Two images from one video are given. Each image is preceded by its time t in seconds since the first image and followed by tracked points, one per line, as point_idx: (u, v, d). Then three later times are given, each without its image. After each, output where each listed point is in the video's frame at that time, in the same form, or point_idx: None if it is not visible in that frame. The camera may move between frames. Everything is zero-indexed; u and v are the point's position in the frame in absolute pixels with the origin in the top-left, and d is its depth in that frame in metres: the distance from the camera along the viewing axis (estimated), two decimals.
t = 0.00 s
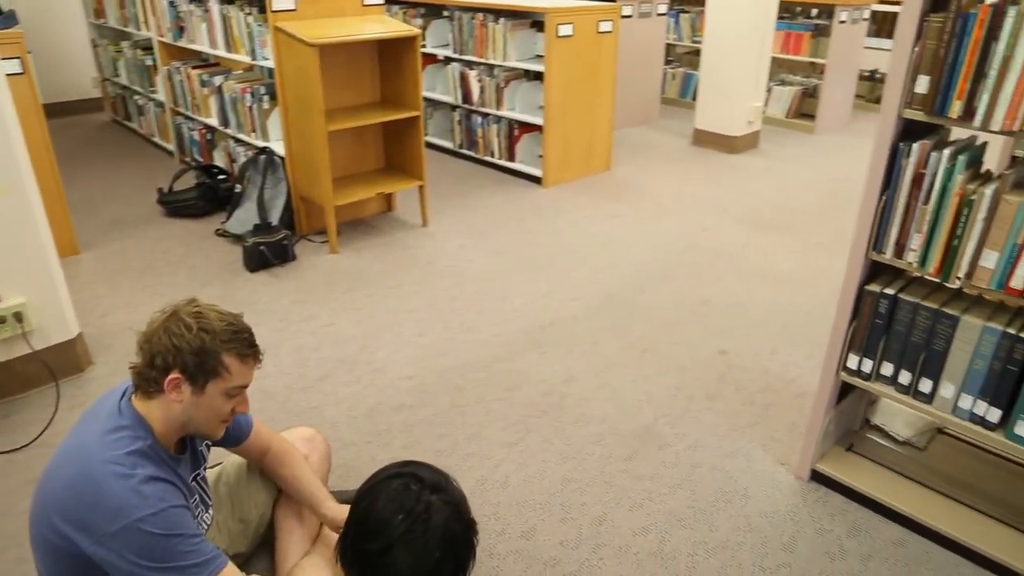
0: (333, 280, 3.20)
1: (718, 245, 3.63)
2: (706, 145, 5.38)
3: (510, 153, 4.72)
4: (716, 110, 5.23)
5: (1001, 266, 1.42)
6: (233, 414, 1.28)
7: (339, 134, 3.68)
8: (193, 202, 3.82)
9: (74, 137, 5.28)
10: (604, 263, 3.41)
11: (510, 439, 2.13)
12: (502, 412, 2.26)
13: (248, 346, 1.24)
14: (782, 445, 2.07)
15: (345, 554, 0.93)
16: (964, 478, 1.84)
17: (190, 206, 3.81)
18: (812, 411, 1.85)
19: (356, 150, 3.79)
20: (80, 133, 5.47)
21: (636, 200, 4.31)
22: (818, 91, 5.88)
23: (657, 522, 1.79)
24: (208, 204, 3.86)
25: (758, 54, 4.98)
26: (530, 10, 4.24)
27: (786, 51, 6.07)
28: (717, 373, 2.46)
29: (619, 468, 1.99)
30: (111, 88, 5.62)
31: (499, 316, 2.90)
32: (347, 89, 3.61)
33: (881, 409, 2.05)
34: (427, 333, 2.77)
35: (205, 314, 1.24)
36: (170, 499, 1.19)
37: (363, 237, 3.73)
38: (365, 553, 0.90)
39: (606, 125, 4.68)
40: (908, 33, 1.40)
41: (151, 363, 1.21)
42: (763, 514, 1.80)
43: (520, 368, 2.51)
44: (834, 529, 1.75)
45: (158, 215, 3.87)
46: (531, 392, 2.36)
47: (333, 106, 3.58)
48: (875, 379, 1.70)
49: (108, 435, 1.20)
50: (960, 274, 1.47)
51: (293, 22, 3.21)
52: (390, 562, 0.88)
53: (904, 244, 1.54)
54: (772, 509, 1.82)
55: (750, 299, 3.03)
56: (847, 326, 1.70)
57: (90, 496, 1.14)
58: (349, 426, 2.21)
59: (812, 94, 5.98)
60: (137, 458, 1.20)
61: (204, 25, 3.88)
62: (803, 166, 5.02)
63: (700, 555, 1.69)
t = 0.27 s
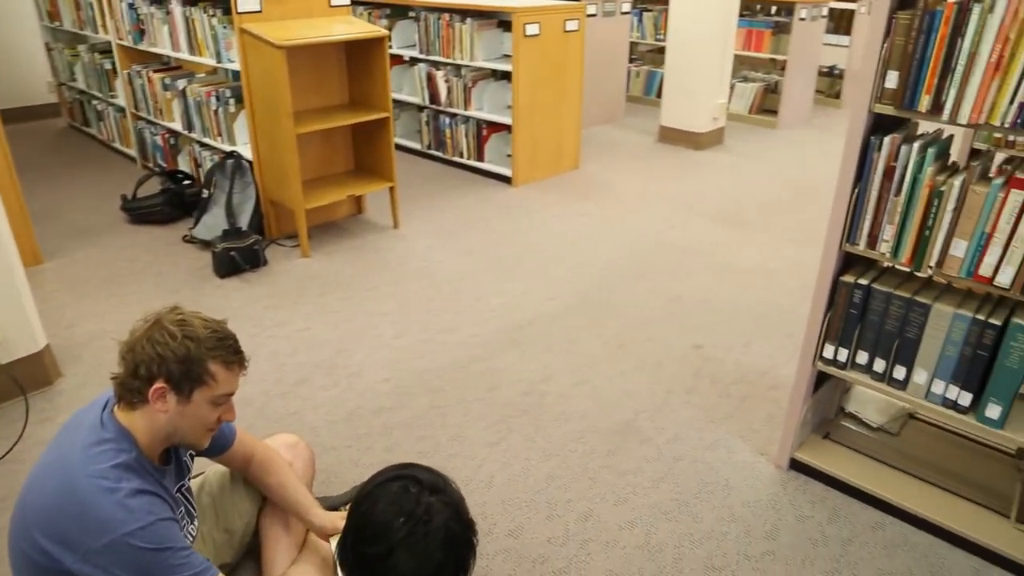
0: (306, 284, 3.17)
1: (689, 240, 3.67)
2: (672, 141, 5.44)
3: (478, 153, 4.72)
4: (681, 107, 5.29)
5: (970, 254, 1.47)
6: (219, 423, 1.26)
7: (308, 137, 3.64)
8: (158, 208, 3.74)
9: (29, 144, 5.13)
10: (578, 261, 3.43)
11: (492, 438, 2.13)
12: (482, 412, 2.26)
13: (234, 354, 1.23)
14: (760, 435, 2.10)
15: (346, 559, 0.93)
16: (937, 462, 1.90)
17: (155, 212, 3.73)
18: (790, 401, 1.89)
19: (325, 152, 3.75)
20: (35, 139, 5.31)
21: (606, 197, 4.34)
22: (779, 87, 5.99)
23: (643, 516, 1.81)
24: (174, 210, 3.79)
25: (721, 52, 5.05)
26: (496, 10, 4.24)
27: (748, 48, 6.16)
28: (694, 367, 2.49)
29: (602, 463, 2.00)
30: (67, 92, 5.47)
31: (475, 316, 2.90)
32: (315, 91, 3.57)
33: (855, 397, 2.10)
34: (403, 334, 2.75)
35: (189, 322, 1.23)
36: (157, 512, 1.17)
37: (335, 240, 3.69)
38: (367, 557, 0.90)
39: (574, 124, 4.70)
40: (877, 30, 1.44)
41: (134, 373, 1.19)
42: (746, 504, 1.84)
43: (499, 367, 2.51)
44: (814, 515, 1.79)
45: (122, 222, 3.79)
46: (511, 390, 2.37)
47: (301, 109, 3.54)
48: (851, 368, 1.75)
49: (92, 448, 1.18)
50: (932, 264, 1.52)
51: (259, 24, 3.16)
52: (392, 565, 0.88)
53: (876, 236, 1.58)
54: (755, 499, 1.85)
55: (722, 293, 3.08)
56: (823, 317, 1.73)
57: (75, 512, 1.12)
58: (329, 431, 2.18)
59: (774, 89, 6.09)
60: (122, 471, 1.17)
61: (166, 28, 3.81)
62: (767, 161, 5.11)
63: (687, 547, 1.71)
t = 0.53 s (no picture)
0: (292, 287, 3.15)
1: (673, 237, 3.71)
2: (653, 139, 5.48)
3: (461, 153, 4.72)
4: (662, 105, 5.33)
5: (954, 245, 1.50)
6: (219, 427, 1.26)
7: (291, 138, 3.62)
8: (140, 213, 3.70)
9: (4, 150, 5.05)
10: (564, 259, 3.45)
11: (486, 437, 2.14)
12: (475, 411, 2.27)
13: (234, 358, 1.23)
14: (751, 428, 2.13)
15: (358, 559, 0.93)
16: (923, 449, 1.94)
17: (136, 217, 3.69)
18: (780, 392, 1.91)
19: (308, 154, 3.73)
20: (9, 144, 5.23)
21: (590, 196, 4.37)
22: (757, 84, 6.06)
23: (638, 510, 1.83)
24: (155, 215, 3.75)
25: (700, 50, 5.10)
26: (477, 10, 4.25)
27: (725, 46, 6.23)
28: (683, 362, 2.51)
29: (596, 459, 2.02)
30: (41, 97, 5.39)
31: (464, 316, 2.90)
32: (298, 93, 3.56)
33: (842, 388, 2.13)
34: (393, 335, 2.75)
35: (189, 326, 1.23)
36: (160, 521, 1.17)
37: (320, 242, 3.68)
38: (379, 557, 0.90)
39: (557, 123, 4.72)
40: (861, 27, 1.47)
41: (134, 379, 1.19)
42: (739, 495, 1.86)
43: (490, 366, 2.52)
44: (806, 505, 1.82)
45: (103, 228, 3.74)
46: (503, 389, 2.38)
47: (284, 111, 3.52)
48: (839, 359, 1.78)
49: (93, 457, 1.17)
50: (917, 255, 1.55)
51: (241, 26, 3.15)
52: (404, 565, 0.89)
53: (863, 229, 1.62)
54: (747, 490, 1.88)
55: (708, 289, 3.11)
56: (811, 308, 1.77)
57: (78, 522, 1.12)
58: (322, 433, 2.18)
59: (752, 87, 6.18)
60: (123, 480, 1.17)
61: (145, 31, 3.77)
62: (747, 158, 5.17)
63: (683, 539, 1.73)
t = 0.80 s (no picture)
0: (282, 288, 3.14)
1: (661, 234, 3.74)
2: (637, 138, 5.52)
3: (447, 153, 4.73)
4: (645, 103, 5.37)
5: (943, 237, 1.54)
6: (226, 428, 1.27)
7: (278, 139, 3.60)
8: (125, 215, 3.65)
9: None
10: (553, 257, 3.47)
11: (483, 434, 2.15)
12: (471, 409, 2.28)
13: (240, 359, 1.24)
14: (744, 421, 2.17)
15: (373, 553, 0.94)
16: (913, 438, 1.98)
17: (122, 219, 3.64)
18: (773, 385, 1.95)
19: (295, 155, 3.72)
20: None
21: (576, 194, 4.39)
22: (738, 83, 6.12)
23: (637, 503, 1.85)
24: (141, 217, 3.71)
25: (683, 49, 5.15)
26: (463, 10, 4.26)
27: (707, 45, 6.29)
28: (674, 357, 2.54)
29: (593, 454, 2.04)
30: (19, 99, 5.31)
31: (456, 315, 2.91)
32: (285, 94, 3.55)
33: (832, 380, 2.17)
34: (386, 335, 2.75)
35: (195, 328, 1.24)
36: (170, 523, 1.18)
37: (308, 243, 3.67)
38: (395, 552, 0.91)
39: (542, 122, 4.75)
40: (852, 25, 1.50)
41: (142, 381, 1.19)
42: (735, 487, 1.89)
43: (484, 364, 2.53)
44: (800, 495, 1.86)
45: (87, 231, 3.70)
46: (498, 386, 2.39)
47: (271, 112, 3.51)
48: (831, 351, 1.81)
49: (100, 460, 1.16)
50: (907, 248, 1.59)
51: (228, 27, 3.13)
52: (420, 559, 0.90)
53: (854, 223, 1.65)
54: (742, 482, 1.91)
55: (696, 285, 3.15)
56: (804, 302, 1.80)
57: (87, 526, 1.12)
58: (318, 434, 2.18)
59: (734, 86, 6.25)
60: (132, 483, 1.17)
61: (128, 32, 3.74)
62: (730, 155, 5.23)
63: (682, 531, 1.76)
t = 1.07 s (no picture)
0: (274, 289, 3.13)
1: (649, 232, 3.78)
2: (622, 137, 5.57)
3: (434, 153, 4.73)
4: (630, 102, 5.42)
5: (933, 230, 1.58)
6: (235, 427, 1.29)
7: (266, 140, 3.59)
8: (112, 218, 3.63)
9: None
10: (544, 256, 3.49)
11: (482, 431, 2.17)
12: (468, 406, 2.29)
13: (251, 357, 1.26)
14: (738, 414, 2.20)
15: (394, 545, 0.96)
16: (903, 427, 2.03)
17: (109, 223, 3.62)
18: (768, 378, 1.98)
19: (284, 156, 3.71)
20: None
21: (564, 193, 4.42)
22: (721, 81, 6.19)
23: (637, 496, 1.88)
24: (129, 220, 3.68)
25: (666, 48, 5.20)
26: (449, 10, 4.28)
27: (689, 44, 6.36)
28: (667, 352, 2.57)
29: (592, 449, 2.06)
30: None
31: (449, 313, 2.92)
32: (273, 95, 3.54)
33: (823, 372, 2.21)
34: (380, 335, 2.75)
35: (206, 326, 1.25)
36: (184, 521, 1.18)
37: (298, 244, 3.66)
38: (418, 544, 0.93)
39: (528, 121, 4.77)
40: (843, 24, 1.54)
41: (153, 381, 1.20)
42: (732, 478, 1.92)
43: (479, 362, 2.55)
44: (796, 484, 1.89)
45: (73, 234, 3.67)
46: (494, 383, 2.41)
47: (259, 113, 3.50)
48: (824, 342, 1.85)
49: (112, 460, 1.17)
50: (899, 240, 1.63)
51: (216, 27, 3.12)
52: (443, 551, 0.92)
53: (846, 217, 1.69)
54: (740, 473, 1.95)
55: (686, 281, 3.19)
56: (797, 295, 1.84)
57: (102, 525, 1.12)
58: (316, 433, 2.18)
59: (716, 84, 6.32)
60: (145, 482, 1.17)
61: (113, 33, 3.71)
62: (714, 153, 5.28)
63: (682, 522, 1.79)
